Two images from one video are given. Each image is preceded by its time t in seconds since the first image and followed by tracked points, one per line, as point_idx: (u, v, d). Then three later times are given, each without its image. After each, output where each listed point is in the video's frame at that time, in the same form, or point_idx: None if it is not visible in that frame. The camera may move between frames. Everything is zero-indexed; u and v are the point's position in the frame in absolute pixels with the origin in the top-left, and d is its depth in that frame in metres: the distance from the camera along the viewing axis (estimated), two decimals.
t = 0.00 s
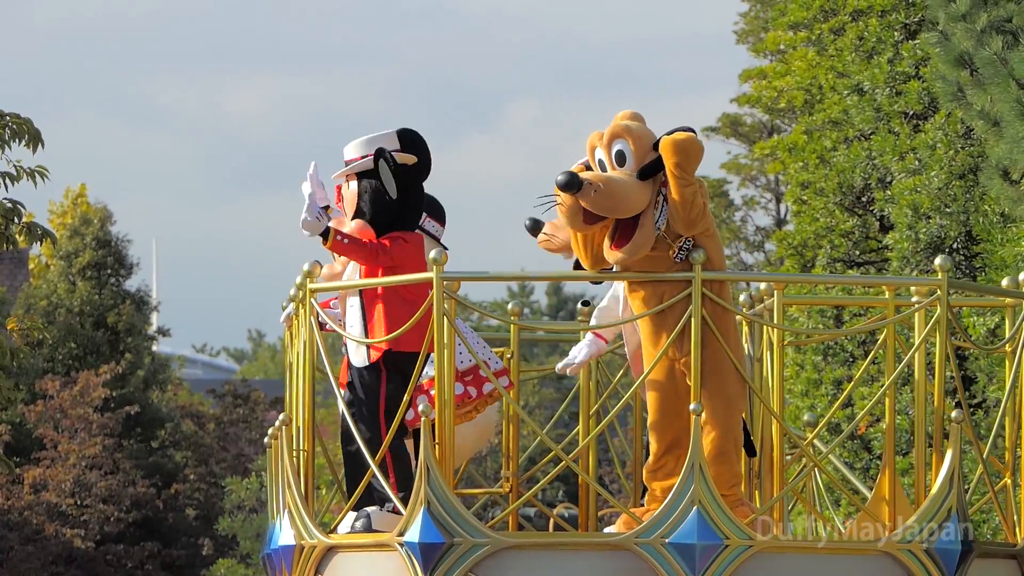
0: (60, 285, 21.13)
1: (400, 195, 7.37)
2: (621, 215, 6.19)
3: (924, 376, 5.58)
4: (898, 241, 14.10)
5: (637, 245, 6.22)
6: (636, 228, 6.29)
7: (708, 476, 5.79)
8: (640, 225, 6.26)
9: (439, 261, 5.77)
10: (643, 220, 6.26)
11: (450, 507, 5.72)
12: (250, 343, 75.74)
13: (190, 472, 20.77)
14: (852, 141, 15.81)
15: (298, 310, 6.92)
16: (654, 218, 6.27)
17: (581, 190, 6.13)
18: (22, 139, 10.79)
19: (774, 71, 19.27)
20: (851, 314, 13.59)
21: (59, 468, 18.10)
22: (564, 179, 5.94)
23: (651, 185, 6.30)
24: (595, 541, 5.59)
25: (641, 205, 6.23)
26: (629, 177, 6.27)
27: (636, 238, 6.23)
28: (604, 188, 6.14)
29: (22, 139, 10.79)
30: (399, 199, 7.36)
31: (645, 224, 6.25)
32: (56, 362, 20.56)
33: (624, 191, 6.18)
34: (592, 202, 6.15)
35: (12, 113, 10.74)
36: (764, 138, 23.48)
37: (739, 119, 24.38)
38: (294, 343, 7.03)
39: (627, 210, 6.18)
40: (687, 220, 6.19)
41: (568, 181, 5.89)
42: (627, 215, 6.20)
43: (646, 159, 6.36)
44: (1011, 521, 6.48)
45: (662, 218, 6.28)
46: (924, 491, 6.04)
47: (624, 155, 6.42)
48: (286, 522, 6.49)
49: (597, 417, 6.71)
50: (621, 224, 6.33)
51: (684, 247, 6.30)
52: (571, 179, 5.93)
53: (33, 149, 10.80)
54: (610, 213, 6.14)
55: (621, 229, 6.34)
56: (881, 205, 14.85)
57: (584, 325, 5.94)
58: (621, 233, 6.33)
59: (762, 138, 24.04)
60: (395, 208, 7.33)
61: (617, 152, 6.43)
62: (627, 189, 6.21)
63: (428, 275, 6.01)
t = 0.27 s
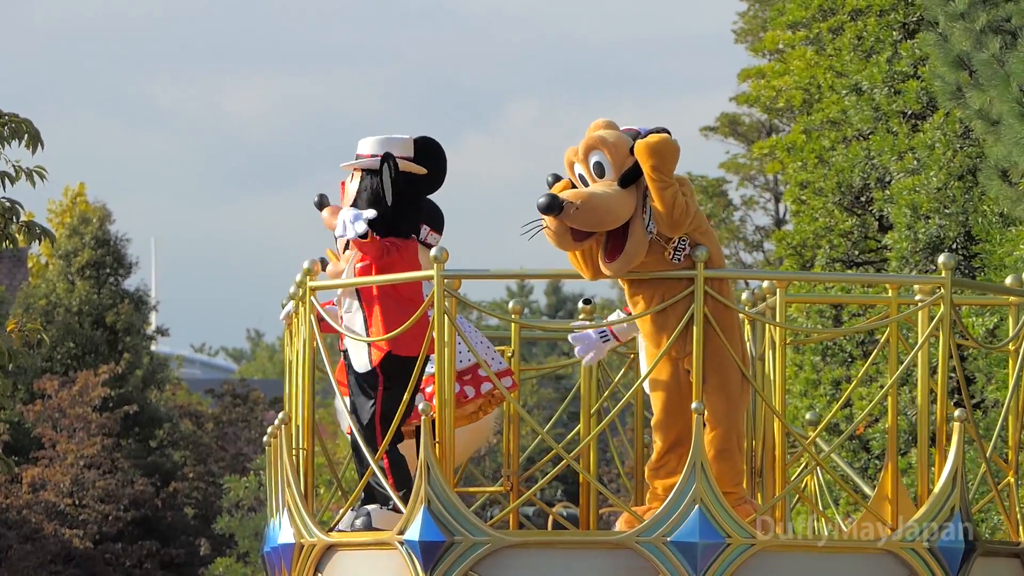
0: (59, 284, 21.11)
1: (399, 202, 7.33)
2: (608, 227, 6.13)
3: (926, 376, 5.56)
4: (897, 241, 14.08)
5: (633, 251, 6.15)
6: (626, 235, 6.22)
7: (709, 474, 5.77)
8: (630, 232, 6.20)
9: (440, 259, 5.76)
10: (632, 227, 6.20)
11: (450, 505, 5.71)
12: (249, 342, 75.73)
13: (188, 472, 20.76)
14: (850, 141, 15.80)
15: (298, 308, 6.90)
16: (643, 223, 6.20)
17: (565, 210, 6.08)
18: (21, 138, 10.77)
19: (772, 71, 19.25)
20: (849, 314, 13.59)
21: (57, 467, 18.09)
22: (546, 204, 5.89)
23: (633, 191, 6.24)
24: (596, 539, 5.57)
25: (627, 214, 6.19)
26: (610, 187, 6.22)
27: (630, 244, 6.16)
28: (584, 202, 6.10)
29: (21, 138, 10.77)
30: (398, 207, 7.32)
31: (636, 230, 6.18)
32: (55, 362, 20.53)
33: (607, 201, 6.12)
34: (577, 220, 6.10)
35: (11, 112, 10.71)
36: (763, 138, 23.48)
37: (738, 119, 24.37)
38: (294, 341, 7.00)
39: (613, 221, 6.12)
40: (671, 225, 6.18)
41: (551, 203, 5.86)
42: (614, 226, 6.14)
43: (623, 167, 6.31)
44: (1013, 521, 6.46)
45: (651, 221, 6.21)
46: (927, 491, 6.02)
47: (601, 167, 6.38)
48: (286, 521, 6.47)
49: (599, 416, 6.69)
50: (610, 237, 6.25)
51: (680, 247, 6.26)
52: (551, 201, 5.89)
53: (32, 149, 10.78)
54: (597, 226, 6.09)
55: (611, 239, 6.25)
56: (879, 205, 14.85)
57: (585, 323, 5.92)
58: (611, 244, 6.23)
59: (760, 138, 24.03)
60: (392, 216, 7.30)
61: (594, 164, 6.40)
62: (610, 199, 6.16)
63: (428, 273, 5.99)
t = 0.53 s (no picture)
0: (55, 284, 21.07)
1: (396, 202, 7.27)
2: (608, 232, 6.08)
3: (930, 374, 5.54)
4: (894, 241, 14.09)
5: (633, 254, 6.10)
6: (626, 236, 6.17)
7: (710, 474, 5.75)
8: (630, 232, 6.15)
9: (440, 256, 5.74)
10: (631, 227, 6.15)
11: (450, 505, 5.69)
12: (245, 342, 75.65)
13: (185, 472, 20.73)
14: (847, 141, 15.80)
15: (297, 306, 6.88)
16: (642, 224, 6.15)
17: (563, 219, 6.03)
18: (19, 139, 10.74)
19: (769, 70, 19.24)
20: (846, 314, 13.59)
21: (54, 467, 18.06)
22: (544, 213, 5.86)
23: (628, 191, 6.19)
24: (597, 539, 5.56)
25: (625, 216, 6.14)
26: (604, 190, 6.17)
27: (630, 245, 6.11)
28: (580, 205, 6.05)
29: (19, 139, 10.74)
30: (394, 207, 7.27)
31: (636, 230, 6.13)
32: (52, 362, 20.50)
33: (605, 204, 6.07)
34: (575, 226, 6.04)
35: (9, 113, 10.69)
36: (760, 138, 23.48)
37: (735, 119, 24.36)
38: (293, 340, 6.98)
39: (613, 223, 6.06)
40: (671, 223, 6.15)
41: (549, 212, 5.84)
42: (614, 230, 6.10)
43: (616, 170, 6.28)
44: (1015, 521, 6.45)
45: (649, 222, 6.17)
46: (929, 491, 6.01)
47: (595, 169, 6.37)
48: (285, 520, 6.45)
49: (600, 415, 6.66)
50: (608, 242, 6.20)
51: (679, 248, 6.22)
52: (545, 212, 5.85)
53: (29, 149, 10.75)
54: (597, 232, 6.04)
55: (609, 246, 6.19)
56: (876, 205, 14.85)
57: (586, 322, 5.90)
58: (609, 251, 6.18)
59: (757, 137, 24.02)
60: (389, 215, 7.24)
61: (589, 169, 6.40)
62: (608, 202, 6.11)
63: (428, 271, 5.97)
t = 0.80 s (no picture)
0: (51, 286, 21.03)
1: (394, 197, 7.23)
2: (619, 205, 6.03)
3: (931, 374, 5.52)
4: (889, 243, 14.18)
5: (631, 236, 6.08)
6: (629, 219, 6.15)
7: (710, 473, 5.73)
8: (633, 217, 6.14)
9: (439, 255, 5.71)
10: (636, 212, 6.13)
11: (448, 505, 5.67)
12: (241, 344, 75.55)
13: (181, 473, 20.69)
14: (843, 142, 15.79)
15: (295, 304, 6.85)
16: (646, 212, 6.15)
17: (581, 176, 5.98)
18: (15, 140, 10.71)
19: (765, 72, 19.22)
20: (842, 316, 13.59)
21: (50, 468, 18.03)
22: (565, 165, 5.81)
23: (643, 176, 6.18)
24: (596, 539, 5.53)
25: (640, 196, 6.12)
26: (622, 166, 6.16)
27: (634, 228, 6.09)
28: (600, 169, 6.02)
29: (16, 140, 10.71)
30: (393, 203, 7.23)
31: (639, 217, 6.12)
32: (48, 363, 20.45)
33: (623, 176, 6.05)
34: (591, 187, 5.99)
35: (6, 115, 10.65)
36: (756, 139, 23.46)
37: (731, 120, 24.34)
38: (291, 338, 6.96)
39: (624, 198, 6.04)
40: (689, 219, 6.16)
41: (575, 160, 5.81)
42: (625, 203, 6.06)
43: (641, 151, 6.23)
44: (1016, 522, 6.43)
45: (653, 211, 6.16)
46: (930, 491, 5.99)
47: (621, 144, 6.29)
48: (282, 520, 6.43)
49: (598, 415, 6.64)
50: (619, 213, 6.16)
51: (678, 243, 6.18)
52: (569, 161, 5.82)
53: (25, 150, 10.72)
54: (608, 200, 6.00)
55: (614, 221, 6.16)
56: (872, 206, 14.84)
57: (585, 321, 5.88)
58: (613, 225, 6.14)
59: (753, 139, 24.01)
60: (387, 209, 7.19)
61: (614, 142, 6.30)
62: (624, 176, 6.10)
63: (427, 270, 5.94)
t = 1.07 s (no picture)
0: (46, 287, 20.98)
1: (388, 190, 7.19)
2: (654, 183, 6.04)
3: (930, 373, 5.51)
4: (884, 243, 14.11)
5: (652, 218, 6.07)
6: (651, 203, 6.16)
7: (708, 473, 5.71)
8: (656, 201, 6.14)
9: (435, 253, 5.70)
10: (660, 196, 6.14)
11: (445, 505, 5.65)
12: (236, 345, 75.45)
13: (176, 475, 20.66)
14: (838, 143, 15.79)
15: (292, 304, 6.84)
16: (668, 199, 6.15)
17: (623, 146, 6.01)
18: (10, 141, 10.69)
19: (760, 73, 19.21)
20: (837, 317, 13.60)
21: (45, 470, 17.99)
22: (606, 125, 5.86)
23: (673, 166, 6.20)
24: (594, 540, 5.52)
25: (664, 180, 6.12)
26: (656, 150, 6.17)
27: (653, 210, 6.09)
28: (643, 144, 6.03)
29: (11, 142, 10.69)
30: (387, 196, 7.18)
31: (660, 202, 6.12)
32: (43, 364, 20.39)
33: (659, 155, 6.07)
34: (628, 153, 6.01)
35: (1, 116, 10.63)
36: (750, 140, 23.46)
37: (726, 121, 24.33)
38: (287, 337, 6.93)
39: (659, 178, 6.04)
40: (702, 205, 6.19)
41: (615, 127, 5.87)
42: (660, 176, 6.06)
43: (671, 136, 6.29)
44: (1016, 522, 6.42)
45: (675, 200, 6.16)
46: (929, 492, 5.98)
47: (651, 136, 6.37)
48: (278, 520, 6.40)
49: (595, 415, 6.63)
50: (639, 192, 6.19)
51: (684, 236, 6.17)
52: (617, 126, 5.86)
53: (21, 151, 10.70)
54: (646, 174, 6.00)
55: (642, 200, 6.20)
56: (868, 207, 14.85)
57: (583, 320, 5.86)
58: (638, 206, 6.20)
59: (748, 139, 24.00)
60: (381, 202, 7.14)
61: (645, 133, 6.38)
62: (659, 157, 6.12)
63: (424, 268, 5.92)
